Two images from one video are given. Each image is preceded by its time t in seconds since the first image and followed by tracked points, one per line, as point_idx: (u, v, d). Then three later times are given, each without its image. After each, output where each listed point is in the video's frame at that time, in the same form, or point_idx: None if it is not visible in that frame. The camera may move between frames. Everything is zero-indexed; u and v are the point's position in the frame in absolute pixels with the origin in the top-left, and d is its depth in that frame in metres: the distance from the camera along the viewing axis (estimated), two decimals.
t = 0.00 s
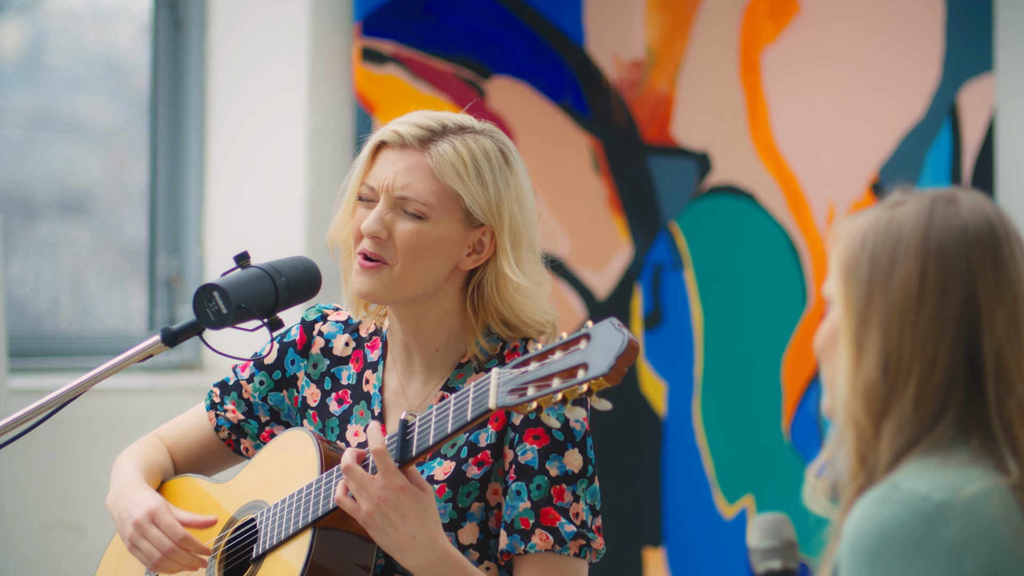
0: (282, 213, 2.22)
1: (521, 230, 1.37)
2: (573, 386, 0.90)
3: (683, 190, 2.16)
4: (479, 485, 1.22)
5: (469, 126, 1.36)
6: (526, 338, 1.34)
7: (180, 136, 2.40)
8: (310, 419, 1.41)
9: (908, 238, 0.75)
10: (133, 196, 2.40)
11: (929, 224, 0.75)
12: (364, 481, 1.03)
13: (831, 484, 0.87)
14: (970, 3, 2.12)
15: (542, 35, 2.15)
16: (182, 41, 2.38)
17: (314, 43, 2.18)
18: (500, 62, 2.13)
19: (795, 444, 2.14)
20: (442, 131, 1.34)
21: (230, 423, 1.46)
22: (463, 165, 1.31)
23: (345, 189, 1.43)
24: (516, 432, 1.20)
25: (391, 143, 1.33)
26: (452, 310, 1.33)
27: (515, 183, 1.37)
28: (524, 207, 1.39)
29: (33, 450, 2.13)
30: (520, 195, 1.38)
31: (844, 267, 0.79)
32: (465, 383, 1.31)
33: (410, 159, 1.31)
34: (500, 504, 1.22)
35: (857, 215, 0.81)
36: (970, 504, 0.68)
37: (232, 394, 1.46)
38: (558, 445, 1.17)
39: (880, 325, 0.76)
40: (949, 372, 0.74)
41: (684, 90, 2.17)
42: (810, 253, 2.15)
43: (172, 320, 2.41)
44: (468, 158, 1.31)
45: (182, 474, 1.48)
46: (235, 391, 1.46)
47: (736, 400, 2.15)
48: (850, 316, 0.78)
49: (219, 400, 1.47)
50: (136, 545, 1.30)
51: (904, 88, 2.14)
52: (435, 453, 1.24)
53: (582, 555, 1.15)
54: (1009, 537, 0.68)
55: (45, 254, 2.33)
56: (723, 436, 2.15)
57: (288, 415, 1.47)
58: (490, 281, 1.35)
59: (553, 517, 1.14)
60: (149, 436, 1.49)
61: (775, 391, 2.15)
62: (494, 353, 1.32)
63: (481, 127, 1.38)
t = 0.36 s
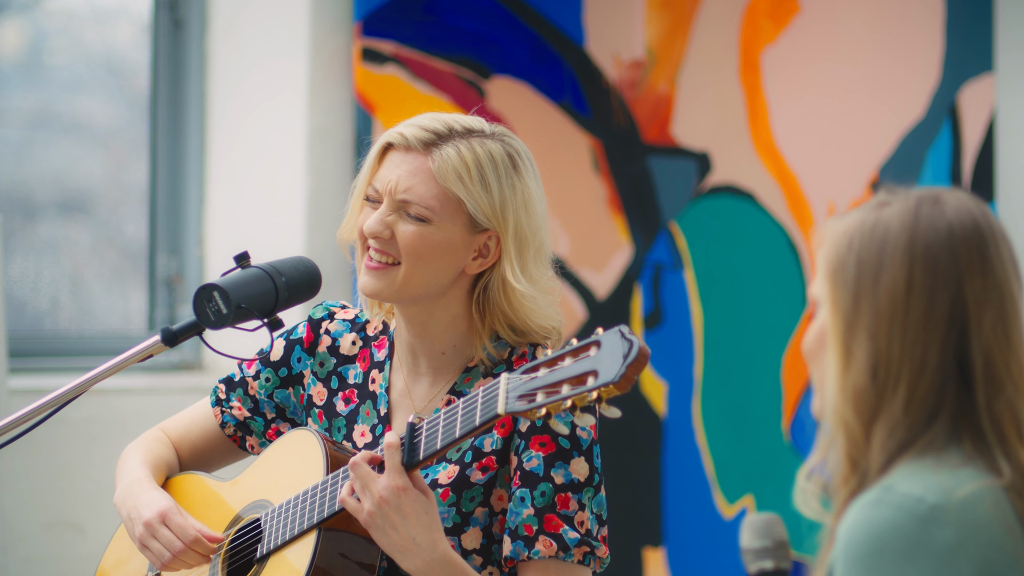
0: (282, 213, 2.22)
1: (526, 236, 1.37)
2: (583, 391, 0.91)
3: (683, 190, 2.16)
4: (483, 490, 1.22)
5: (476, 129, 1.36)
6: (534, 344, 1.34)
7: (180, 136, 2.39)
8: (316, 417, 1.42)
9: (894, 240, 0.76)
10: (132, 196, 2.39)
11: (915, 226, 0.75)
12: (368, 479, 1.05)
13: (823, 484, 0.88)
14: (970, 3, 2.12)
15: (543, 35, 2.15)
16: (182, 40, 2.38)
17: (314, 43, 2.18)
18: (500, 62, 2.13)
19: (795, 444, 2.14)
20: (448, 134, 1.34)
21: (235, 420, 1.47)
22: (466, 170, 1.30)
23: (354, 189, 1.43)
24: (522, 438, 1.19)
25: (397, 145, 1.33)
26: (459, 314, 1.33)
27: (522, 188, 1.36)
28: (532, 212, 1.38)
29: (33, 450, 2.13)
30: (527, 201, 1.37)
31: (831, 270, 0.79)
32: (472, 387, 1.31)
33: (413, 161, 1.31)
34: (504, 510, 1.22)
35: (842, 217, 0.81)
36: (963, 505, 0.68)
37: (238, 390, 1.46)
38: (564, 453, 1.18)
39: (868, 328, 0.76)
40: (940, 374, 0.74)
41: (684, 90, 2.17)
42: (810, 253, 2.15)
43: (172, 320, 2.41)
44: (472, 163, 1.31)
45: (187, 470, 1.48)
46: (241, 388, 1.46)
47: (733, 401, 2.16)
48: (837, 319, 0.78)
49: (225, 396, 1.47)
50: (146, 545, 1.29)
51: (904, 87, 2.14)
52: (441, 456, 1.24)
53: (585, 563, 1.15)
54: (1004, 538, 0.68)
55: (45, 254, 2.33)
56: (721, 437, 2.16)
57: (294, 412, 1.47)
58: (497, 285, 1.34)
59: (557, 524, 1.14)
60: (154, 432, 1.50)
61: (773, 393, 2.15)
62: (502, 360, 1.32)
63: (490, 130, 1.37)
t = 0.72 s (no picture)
0: (283, 213, 2.22)
1: (528, 239, 1.36)
2: (583, 395, 0.90)
3: (683, 190, 2.17)
4: (486, 489, 1.22)
5: (479, 132, 1.36)
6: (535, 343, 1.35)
7: (180, 135, 2.39)
8: (317, 419, 1.42)
9: (897, 239, 0.76)
10: (133, 196, 2.39)
11: (916, 224, 0.76)
12: (368, 481, 1.04)
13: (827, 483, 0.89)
14: (970, 3, 2.12)
15: (543, 35, 2.15)
16: (182, 40, 2.38)
17: (314, 43, 2.18)
18: (500, 62, 2.13)
19: (795, 444, 2.14)
20: (451, 135, 1.34)
21: (235, 422, 1.47)
22: (469, 171, 1.30)
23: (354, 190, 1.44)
24: (524, 436, 1.19)
25: (399, 146, 1.34)
26: (459, 316, 1.33)
27: (524, 192, 1.36)
28: (533, 215, 1.37)
29: (33, 450, 2.13)
30: (529, 205, 1.37)
31: (835, 271, 0.79)
32: (475, 387, 1.30)
33: (414, 162, 1.31)
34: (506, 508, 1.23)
35: (843, 218, 0.82)
36: (968, 501, 0.68)
37: (237, 392, 1.46)
38: (565, 451, 1.18)
39: (872, 327, 0.76)
40: (944, 371, 0.74)
41: (684, 90, 2.17)
42: (810, 253, 2.16)
43: (172, 320, 2.41)
44: (475, 165, 1.31)
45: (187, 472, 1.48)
46: (241, 389, 1.46)
47: (734, 401, 2.16)
48: (841, 318, 0.78)
49: (224, 397, 1.47)
50: (149, 550, 1.29)
51: (904, 87, 2.14)
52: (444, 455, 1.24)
53: (581, 562, 1.16)
54: (1009, 534, 0.68)
55: (45, 254, 2.33)
56: (722, 436, 2.16)
57: (294, 413, 1.47)
58: (498, 287, 1.34)
59: (556, 522, 1.14)
60: (153, 432, 1.50)
61: (774, 392, 2.15)
62: (503, 358, 1.32)
63: (494, 134, 1.38)
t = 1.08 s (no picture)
0: (283, 213, 2.23)
1: (516, 240, 1.36)
2: (584, 394, 0.91)
3: (683, 190, 2.16)
4: (485, 482, 1.22)
5: (468, 133, 1.36)
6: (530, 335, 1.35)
7: (180, 135, 2.39)
8: (313, 421, 1.41)
9: (912, 235, 0.75)
10: (133, 196, 2.40)
11: (932, 221, 0.75)
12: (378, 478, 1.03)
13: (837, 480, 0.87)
14: (970, 3, 2.12)
15: (542, 35, 2.15)
16: (182, 40, 2.38)
17: (314, 43, 2.18)
18: (500, 62, 2.13)
19: (796, 444, 2.14)
20: (440, 136, 1.34)
21: (231, 424, 1.47)
22: (456, 171, 1.30)
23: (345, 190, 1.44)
24: (521, 428, 1.19)
25: (388, 146, 1.34)
26: (450, 316, 1.33)
27: (512, 193, 1.36)
28: (522, 216, 1.37)
29: (33, 450, 2.13)
30: (517, 205, 1.36)
31: (848, 266, 0.79)
32: (470, 380, 1.31)
33: (403, 161, 1.32)
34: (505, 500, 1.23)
35: (857, 215, 0.81)
36: (978, 490, 0.68)
37: (233, 395, 1.46)
38: (563, 440, 1.18)
39: (886, 321, 0.76)
40: (956, 366, 0.74)
41: (684, 90, 2.17)
42: (811, 253, 2.15)
43: (172, 320, 2.41)
44: (462, 165, 1.31)
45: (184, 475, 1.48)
46: (236, 392, 1.46)
47: (738, 400, 2.15)
48: (856, 313, 0.78)
49: (219, 401, 1.47)
50: (146, 554, 1.29)
51: (904, 87, 2.14)
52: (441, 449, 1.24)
53: (586, 549, 1.15)
54: (1017, 524, 0.68)
55: (45, 254, 2.33)
56: (724, 434, 2.15)
57: (290, 415, 1.47)
58: (486, 288, 1.34)
59: (558, 512, 1.15)
60: (149, 437, 1.50)
61: (777, 391, 2.14)
62: (499, 350, 1.33)
63: (483, 135, 1.37)
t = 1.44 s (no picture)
0: (283, 212, 2.22)
1: (523, 231, 1.36)
2: (576, 387, 0.90)
3: (682, 190, 2.16)
4: (484, 484, 1.22)
5: (474, 126, 1.37)
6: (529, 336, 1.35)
7: (180, 135, 2.39)
8: (314, 419, 1.41)
9: (926, 233, 0.75)
10: (133, 196, 2.40)
11: (946, 219, 0.75)
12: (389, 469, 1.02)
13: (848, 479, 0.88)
14: (970, 3, 2.11)
15: (542, 35, 2.15)
16: (182, 40, 2.38)
17: (314, 43, 2.18)
18: (500, 62, 2.13)
19: (795, 444, 2.14)
20: (447, 127, 1.34)
21: (233, 423, 1.46)
22: (465, 161, 1.31)
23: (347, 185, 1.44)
24: (521, 430, 1.19)
25: (395, 138, 1.34)
26: (454, 312, 1.33)
27: (518, 184, 1.37)
28: (528, 208, 1.38)
29: (33, 450, 2.13)
30: (522, 196, 1.37)
31: (863, 264, 0.78)
32: (469, 382, 1.31)
33: (411, 151, 1.32)
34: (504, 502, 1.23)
35: (871, 214, 0.81)
36: (986, 481, 0.68)
37: (234, 394, 1.46)
38: (563, 443, 1.18)
39: (900, 318, 0.76)
40: (970, 362, 0.74)
41: (684, 90, 2.17)
42: (811, 253, 2.15)
43: (172, 320, 2.41)
44: (471, 155, 1.31)
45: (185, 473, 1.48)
46: (238, 391, 1.46)
47: (741, 399, 2.15)
48: (869, 311, 0.78)
49: (221, 400, 1.47)
50: (141, 549, 1.30)
51: (904, 88, 2.14)
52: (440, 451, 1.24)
53: (588, 551, 1.16)
54: None
55: (45, 254, 2.33)
56: (726, 433, 2.15)
57: (291, 414, 1.47)
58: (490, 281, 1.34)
59: (559, 515, 1.15)
60: (152, 435, 1.50)
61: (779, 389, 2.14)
62: (498, 352, 1.33)
63: (488, 128, 1.37)
